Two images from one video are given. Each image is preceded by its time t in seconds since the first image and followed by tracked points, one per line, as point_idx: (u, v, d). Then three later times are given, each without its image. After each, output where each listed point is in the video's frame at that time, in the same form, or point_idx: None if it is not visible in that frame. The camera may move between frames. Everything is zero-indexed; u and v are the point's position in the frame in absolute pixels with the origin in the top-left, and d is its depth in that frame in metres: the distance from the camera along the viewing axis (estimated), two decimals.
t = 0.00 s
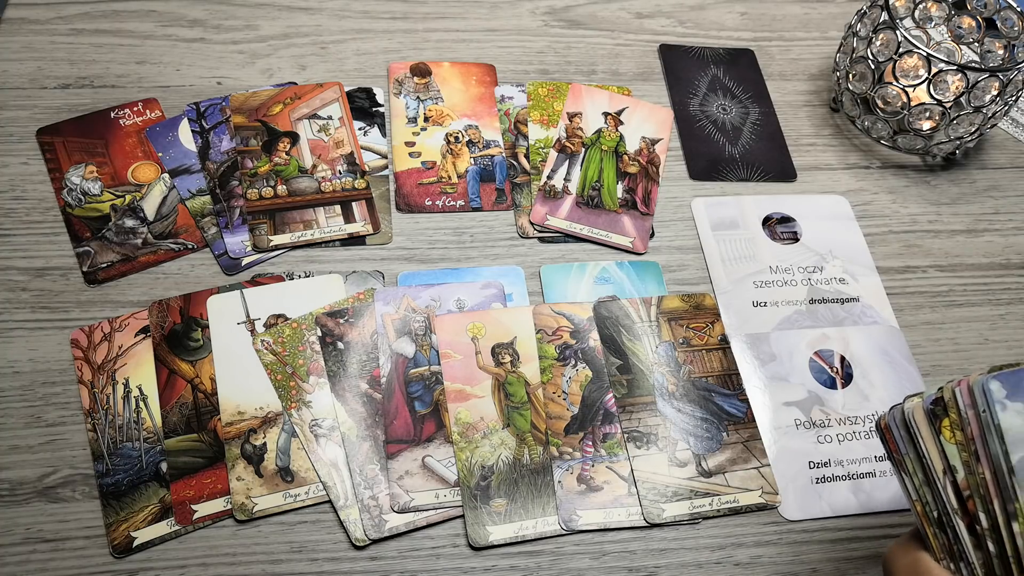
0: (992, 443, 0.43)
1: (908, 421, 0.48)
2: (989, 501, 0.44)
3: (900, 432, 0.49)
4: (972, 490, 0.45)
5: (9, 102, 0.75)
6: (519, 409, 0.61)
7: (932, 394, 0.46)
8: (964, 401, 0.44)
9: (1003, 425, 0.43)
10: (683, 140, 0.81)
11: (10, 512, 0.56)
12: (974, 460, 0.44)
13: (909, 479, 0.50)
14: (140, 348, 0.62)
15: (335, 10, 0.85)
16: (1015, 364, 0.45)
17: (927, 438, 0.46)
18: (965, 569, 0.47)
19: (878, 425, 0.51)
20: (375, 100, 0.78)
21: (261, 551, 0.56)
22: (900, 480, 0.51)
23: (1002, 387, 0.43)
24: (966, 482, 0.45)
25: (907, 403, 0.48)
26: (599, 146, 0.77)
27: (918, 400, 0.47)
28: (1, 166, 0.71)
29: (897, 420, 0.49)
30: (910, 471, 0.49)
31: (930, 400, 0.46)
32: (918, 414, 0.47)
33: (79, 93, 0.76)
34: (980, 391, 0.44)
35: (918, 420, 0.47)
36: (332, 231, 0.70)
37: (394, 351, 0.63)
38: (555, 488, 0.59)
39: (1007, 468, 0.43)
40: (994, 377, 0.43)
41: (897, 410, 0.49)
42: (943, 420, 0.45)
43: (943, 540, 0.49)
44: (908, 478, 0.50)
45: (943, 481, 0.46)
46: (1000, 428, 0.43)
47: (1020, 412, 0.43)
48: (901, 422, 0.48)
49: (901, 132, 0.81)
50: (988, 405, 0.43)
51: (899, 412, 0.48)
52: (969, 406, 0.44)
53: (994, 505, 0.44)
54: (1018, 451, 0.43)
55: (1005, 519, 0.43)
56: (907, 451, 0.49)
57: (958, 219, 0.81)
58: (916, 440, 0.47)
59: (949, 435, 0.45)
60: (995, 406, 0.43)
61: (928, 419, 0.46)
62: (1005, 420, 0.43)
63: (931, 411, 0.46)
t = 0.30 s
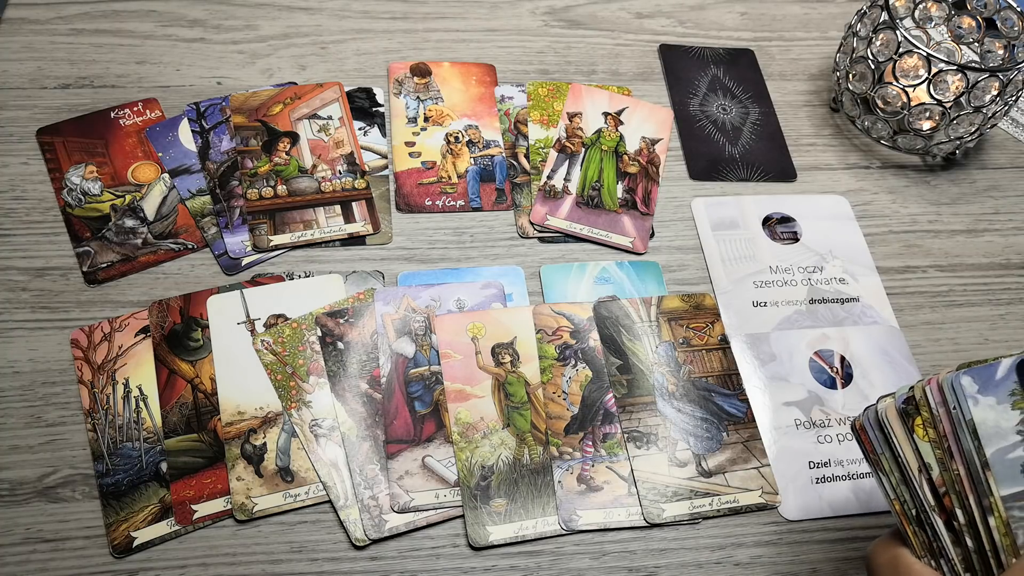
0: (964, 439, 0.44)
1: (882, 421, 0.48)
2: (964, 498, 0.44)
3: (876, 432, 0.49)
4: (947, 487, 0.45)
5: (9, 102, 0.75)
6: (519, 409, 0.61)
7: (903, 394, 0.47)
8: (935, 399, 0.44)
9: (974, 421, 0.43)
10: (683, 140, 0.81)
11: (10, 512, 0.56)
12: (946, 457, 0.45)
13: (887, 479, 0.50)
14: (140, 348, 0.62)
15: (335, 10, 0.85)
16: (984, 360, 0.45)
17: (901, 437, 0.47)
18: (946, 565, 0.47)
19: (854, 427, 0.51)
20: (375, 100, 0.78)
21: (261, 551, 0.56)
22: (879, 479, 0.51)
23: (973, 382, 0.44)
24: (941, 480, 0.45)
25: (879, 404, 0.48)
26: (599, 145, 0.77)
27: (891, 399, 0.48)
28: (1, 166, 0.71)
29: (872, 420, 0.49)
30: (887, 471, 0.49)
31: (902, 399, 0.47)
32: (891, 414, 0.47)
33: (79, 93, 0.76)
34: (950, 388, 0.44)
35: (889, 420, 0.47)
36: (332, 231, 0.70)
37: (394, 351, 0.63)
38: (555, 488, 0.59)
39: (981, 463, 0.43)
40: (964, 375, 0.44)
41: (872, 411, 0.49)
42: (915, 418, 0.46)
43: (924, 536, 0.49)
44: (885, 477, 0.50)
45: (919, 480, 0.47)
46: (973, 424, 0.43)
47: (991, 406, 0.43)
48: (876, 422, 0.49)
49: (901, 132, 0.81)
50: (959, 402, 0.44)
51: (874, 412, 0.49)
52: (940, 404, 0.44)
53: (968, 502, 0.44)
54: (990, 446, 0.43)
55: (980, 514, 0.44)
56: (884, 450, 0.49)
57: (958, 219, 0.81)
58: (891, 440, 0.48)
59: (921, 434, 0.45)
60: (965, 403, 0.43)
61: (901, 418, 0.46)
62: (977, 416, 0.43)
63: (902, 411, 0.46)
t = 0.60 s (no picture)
0: (659, 335, 0.43)
1: (580, 342, 0.45)
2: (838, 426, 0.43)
3: (578, 353, 0.45)
4: (657, 391, 0.43)
5: (9, 102, 0.75)
6: (519, 409, 0.61)
7: (596, 303, 0.45)
8: (624, 297, 0.44)
9: (662, 310, 0.44)
10: (683, 140, 0.81)
11: (9, 512, 0.56)
12: (648, 359, 0.43)
13: (597, 399, 0.46)
14: (140, 348, 0.62)
15: (335, 10, 0.85)
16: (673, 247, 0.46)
17: (600, 350, 0.44)
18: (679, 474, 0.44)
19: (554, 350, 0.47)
20: (375, 100, 0.78)
21: (261, 551, 0.56)
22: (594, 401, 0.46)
23: (661, 270, 0.45)
24: (651, 384, 0.43)
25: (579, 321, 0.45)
26: (599, 146, 0.77)
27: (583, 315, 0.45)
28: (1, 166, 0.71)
29: (573, 339, 0.45)
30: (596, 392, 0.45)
31: (595, 309, 0.45)
32: (586, 330, 0.45)
33: (79, 93, 0.76)
34: (634, 285, 0.44)
35: (585, 333, 0.44)
36: (332, 231, 0.70)
37: (394, 351, 0.63)
38: (555, 488, 0.59)
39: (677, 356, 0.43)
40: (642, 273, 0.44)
41: (572, 331, 0.45)
42: (615, 324, 0.44)
43: (649, 450, 0.44)
44: (596, 398, 0.46)
45: (626, 390, 0.44)
46: (666, 312, 0.44)
47: (685, 290, 0.44)
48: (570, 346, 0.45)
49: (901, 132, 0.81)
50: (643, 293, 0.44)
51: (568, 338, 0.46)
52: (631, 305, 0.44)
53: (681, 397, 0.43)
54: (690, 329, 0.43)
55: (693, 408, 0.42)
56: (590, 371, 0.45)
57: (958, 219, 0.81)
58: (585, 356, 0.45)
59: (620, 339, 0.44)
60: (650, 296, 0.44)
61: (597, 329, 0.44)
62: (657, 309, 0.44)
63: (598, 321, 0.44)
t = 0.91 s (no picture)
0: (518, 339, 0.45)
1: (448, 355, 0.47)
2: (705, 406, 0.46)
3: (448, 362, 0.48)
4: (524, 391, 0.46)
5: (9, 102, 0.75)
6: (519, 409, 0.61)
7: (455, 315, 0.47)
8: (478, 308, 0.46)
9: (522, 307, 0.45)
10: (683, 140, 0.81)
11: (10, 512, 0.56)
12: (511, 361, 0.46)
13: (475, 404, 0.49)
14: (140, 348, 0.62)
15: (335, 10, 0.85)
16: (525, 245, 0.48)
17: (467, 360, 0.46)
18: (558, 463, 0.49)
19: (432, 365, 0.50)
20: (375, 100, 0.78)
21: (261, 551, 0.56)
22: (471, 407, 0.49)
23: (515, 270, 0.46)
24: (517, 385, 0.46)
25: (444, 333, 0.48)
26: (599, 146, 0.78)
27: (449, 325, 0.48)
28: (1, 166, 0.71)
29: (441, 354, 0.48)
30: (472, 398, 0.49)
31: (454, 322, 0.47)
32: (452, 341, 0.47)
33: (79, 93, 0.76)
34: (485, 294, 0.46)
35: (451, 346, 0.47)
36: (332, 231, 0.70)
37: (394, 351, 0.63)
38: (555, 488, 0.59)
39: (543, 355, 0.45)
40: (489, 279, 0.46)
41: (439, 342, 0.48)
42: (472, 334, 0.46)
43: (528, 446, 0.49)
44: (475, 405, 0.49)
45: (500, 394, 0.47)
46: (528, 308, 0.45)
47: (537, 286, 0.46)
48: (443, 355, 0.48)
49: (901, 132, 0.81)
50: (497, 299, 0.45)
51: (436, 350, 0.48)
52: (486, 314, 0.46)
53: (545, 394, 0.46)
54: (550, 323, 0.45)
55: (558, 402, 0.45)
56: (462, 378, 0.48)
57: (958, 219, 0.81)
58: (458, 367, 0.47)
59: (481, 347, 0.46)
60: (506, 300, 0.45)
61: (459, 341, 0.46)
62: (510, 309, 0.45)
63: (457, 332, 0.46)
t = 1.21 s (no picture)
0: (660, 358, 0.46)
1: (583, 368, 0.47)
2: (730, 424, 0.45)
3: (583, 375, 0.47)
4: (662, 411, 0.46)
5: (9, 102, 0.75)
6: (519, 409, 0.61)
7: (593, 329, 0.47)
8: (619, 324, 0.46)
9: (667, 326, 0.46)
10: (683, 140, 0.81)
11: (10, 512, 0.56)
12: (651, 381, 0.46)
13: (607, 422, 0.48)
14: (140, 348, 0.62)
15: (335, 10, 0.85)
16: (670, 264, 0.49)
17: (603, 376, 0.46)
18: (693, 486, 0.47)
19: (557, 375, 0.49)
20: (375, 100, 0.78)
21: (261, 550, 0.56)
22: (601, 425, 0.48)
23: (663, 286, 0.48)
24: (656, 405, 0.46)
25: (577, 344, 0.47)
26: (599, 145, 0.78)
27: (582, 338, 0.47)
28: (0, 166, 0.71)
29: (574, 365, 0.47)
30: (606, 414, 0.47)
31: (592, 335, 0.47)
32: (588, 354, 0.46)
33: (79, 93, 0.76)
34: (628, 311, 0.46)
35: (587, 360, 0.46)
36: (332, 231, 0.70)
37: (394, 351, 0.63)
38: (555, 488, 0.59)
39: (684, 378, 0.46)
40: (633, 296, 0.47)
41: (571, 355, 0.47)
42: (611, 349, 0.46)
43: (663, 467, 0.47)
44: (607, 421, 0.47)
45: (636, 412, 0.46)
46: (673, 327, 0.46)
47: (684, 305, 0.47)
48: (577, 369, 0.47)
49: (901, 132, 0.81)
50: (637, 320, 0.46)
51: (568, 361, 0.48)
52: (627, 331, 0.46)
53: (685, 417, 0.45)
54: (695, 344, 0.46)
55: (699, 427, 0.45)
56: (596, 393, 0.47)
57: (958, 219, 0.81)
58: (592, 382, 0.47)
59: (620, 364, 0.46)
60: (652, 317, 0.46)
61: (596, 355, 0.46)
62: (654, 327, 0.46)
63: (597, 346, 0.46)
